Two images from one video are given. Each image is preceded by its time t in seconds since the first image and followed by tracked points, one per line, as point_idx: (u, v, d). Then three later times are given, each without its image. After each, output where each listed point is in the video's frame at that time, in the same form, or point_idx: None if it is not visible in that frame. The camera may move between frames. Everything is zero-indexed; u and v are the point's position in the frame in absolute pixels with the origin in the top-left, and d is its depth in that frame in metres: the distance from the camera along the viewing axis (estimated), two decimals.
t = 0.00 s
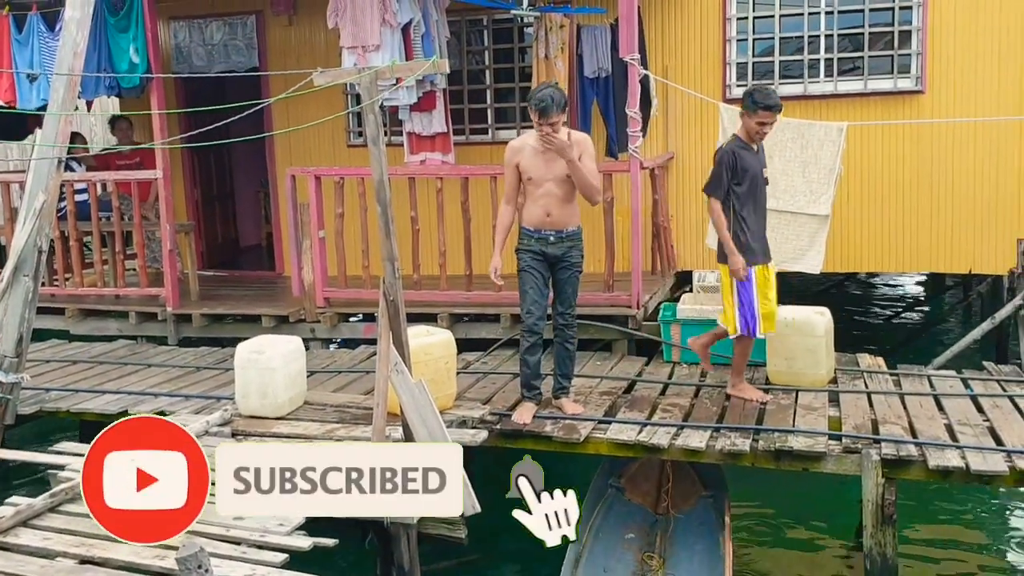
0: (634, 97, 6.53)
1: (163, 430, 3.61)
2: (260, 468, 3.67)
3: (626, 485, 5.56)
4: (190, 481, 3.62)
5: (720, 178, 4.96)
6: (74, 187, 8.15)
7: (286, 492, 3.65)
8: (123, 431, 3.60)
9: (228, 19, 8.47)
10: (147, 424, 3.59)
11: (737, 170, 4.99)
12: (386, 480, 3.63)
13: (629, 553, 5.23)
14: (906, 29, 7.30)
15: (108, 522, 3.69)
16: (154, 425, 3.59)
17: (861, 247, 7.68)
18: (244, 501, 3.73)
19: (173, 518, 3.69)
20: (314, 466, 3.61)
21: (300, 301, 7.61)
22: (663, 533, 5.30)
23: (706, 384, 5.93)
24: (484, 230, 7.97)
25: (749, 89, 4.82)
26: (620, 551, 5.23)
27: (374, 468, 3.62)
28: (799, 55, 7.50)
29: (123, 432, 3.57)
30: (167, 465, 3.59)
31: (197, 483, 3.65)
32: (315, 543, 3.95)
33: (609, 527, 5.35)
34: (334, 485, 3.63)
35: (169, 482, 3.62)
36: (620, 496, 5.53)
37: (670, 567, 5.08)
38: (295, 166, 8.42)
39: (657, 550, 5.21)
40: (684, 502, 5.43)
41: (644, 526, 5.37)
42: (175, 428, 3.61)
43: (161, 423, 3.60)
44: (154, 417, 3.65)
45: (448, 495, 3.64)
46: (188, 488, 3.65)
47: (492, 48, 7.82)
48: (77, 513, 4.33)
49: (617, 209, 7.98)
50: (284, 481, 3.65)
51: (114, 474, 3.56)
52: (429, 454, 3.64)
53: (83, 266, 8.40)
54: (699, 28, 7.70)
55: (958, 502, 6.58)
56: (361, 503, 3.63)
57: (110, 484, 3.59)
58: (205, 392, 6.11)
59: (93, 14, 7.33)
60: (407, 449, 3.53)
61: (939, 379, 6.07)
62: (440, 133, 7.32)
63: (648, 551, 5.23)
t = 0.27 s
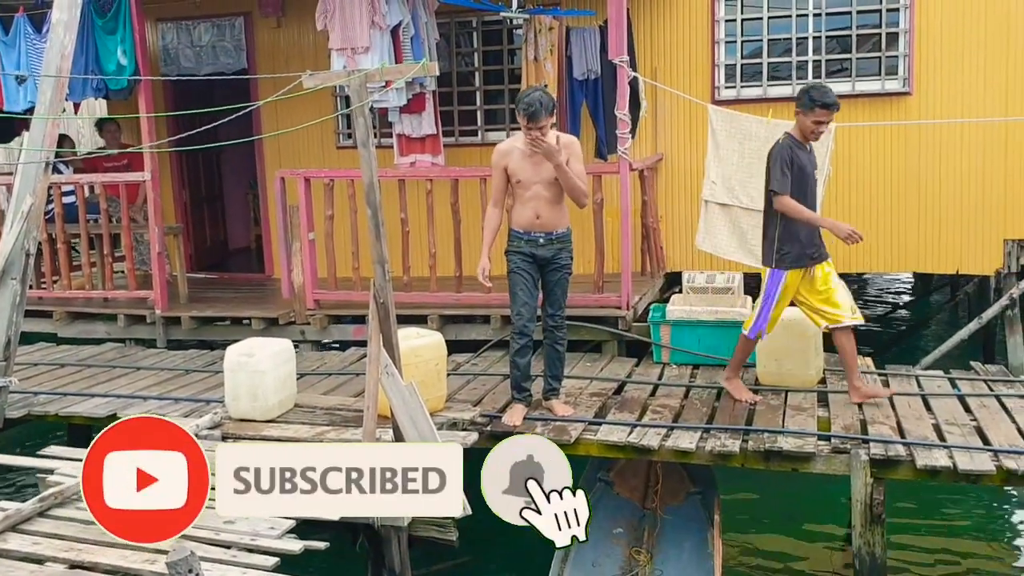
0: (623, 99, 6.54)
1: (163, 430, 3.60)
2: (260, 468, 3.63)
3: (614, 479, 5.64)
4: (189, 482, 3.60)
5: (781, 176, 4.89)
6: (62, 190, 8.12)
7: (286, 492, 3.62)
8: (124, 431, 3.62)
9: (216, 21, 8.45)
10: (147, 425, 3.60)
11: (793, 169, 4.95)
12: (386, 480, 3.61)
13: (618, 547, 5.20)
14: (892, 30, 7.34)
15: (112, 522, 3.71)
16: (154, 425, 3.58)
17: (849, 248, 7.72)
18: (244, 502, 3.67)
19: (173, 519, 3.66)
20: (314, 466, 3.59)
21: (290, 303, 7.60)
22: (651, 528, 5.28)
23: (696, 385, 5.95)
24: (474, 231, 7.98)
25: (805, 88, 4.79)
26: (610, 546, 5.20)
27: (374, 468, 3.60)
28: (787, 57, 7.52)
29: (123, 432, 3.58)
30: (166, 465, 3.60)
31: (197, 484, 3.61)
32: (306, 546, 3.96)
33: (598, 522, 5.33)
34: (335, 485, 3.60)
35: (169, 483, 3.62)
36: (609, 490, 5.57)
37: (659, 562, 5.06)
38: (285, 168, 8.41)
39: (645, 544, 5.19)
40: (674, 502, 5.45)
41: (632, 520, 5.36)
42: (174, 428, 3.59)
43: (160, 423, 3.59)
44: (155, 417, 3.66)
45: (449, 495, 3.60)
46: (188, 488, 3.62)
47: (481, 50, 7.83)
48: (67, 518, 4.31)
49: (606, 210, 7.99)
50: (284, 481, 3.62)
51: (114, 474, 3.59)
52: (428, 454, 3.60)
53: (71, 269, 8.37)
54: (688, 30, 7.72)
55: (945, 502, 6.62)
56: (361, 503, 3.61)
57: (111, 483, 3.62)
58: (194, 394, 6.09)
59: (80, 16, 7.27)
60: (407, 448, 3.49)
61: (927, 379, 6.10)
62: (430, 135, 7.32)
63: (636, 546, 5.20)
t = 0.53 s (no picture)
0: (621, 100, 6.55)
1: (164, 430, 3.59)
2: (260, 468, 3.62)
3: (612, 477, 5.64)
4: (189, 481, 3.57)
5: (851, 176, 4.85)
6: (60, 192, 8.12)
7: (286, 492, 3.63)
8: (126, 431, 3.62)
9: (213, 23, 8.46)
10: (147, 425, 3.60)
11: (863, 168, 4.88)
12: (386, 480, 3.62)
13: (616, 546, 5.22)
14: (890, 32, 7.35)
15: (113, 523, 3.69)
16: (154, 424, 3.58)
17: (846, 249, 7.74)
18: (244, 502, 3.66)
19: (173, 520, 3.62)
20: (314, 466, 3.60)
21: (289, 305, 7.60)
22: (648, 526, 5.32)
23: (695, 386, 5.96)
24: (473, 233, 7.99)
25: (876, 85, 4.78)
26: (607, 545, 5.21)
27: (374, 468, 3.61)
28: (785, 58, 7.54)
29: (124, 432, 3.59)
30: (167, 464, 3.58)
31: (196, 484, 3.58)
32: (306, 547, 3.96)
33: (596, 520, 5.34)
34: (335, 485, 3.61)
35: (169, 483, 3.60)
36: (606, 488, 5.58)
37: (656, 560, 5.09)
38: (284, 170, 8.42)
39: (643, 543, 5.21)
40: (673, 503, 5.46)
41: (630, 518, 5.38)
42: (174, 428, 3.57)
43: (161, 423, 3.59)
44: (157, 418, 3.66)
45: (448, 495, 3.61)
46: (188, 488, 3.59)
47: (479, 52, 7.84)
48: (67, 520, 4.31)
49: (604, 211, 8.00)
50: (284, 481, 3.63)
51: (114, 474, 3.58)
52: (428, 454, 3.61)
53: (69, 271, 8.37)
54: (686, 32, 7.74)
55: (943, 502, 6.65)
56: (361, 502, 3.63)
57: (112, 483, 3.61)
58: (193, 397, 6.09)
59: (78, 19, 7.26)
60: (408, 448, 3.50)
61: (924, 380, 6.12)
62: (429, 137, 7.33)
63: (634, 544, 5.22)
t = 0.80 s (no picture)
0: (621, 104, 6.57)
1: (164, 430, 3.64)
2: (260, 468, 3.69)
3: (611, 483, 5.68)
4: (189, 482, 3.64)
5: (916, 187, 4.85)
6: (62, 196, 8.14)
7: (286, 492, 3.69)
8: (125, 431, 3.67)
9: (214, 26, 8.49)
10: (148, 425, 3.65)
11: (929, 175, 4.86)
12: (386, 480, 3.67)
13: (616, 551, 5.19)
14: (889, 35, 7.37)
15: (111, 520, 3.76)
16: (154, 425, 3.63)
17: (846, 251, 7.75)
18: (244, 502, 3.73)
19: (174, 519, 3.73)
20: (314, 466, 3.66)
21: (290, 308, 7.62)
22: (647, 530, 5.32)
23: (696, 389, 5.97)
24: (474, 236, 8.00)
25: (950, 94, 4.70)
26: (607, 550, 5.18)
27: (374, 468, 3.67)
28: (784, 60, 7.56)
29: (124, 433, 3.63)
30: (166, 465, 3.63)
31: (197, 484, 3.65)
32: (309, 551, 3.96)
33: (596, 524, 5.33)
34: (335, 485, 3.67)
35: (169, 483, 3.66)
36: (605, 493, 5.60)
37: (656, 565, 5.06)
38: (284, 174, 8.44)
39: (642, 548, 5.19)
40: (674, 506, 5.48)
41: (630, 523, 5.37)
42: (174, 429, 3.62)
43: (160, 424, 3.64)
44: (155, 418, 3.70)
45: (448, 495, 3.66)
46: (188, 488, 3.67)
47: (480, 56, 7.86)
48: (70, 524, 4.32)
49: (605, 214, 8.02)
50: (284, 481, 3.69)
51: (114, 474, 3.63)
52: (428, 454, 3.66)
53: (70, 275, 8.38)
54: (686, 35, 7.76)
55: (944, 504, 6.65)
56: (361, 502, 3.69)
57: (111, 483, 3.66)
58: (195, 400, 6.11)
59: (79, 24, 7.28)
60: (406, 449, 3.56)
61: (924, 382, 6.13)
62: (429, 141, 7.34)
63: (634, 549, 5.19)
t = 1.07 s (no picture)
0: (620, 111, 6.59)
1: (164, 430, 3.74)
2: (260, 468, 3.77)
3: (609, 494, 5.66)
4: (189, 481, 3.71)
5: (1005, 192, 4.63)
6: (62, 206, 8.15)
7: (286, 492, 3.76)
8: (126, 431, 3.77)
9: (214, 36, 8.52)
10: (148, 425, 3.74)
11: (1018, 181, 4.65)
12: (386, 480, 3.72)
13: (614, 562, 5.22)
14: (887, 42, 7.40)
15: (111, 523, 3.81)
16: (154, 425, 3.72)
17: (845, 258, 7.78)
18: (244, 501, 3.84)
19: (174, 521, 3.78)
20: (314, 466, 3.72)
21: (290, 317, 7.63)
22: (645, 540, 5.34)
23: (696, 396, 5.98)
24: (473, 244, 8.02)
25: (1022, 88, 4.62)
26: (604, 560, 5.22)
27: (374, 468, 3.72)
28: (782, 68, 7.58)
29: (125, 433, 3.73)
30: (166, 465, 3.72)
31: (196, 484, 3.73)
32: (310, 559, 3.97)
33: (593, 536, 5.37)
34: (335, 485, 3.73)
35: (169, 483, 3.74)
36: (603, 506, 5.60)
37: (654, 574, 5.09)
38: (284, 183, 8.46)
39: (641, 558, 5.22)
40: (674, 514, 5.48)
41: (628, 534, 5.38)
42: (174, 429, 3.72)
43: (160, 423, 3.74)
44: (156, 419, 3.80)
45: (448, 495, 3.74)
46: (188, 488, 3.74)
47: (478, 64, 7.90)
48: (72, 533, 4.33)
49: (604, 221, 8.03)
50: (284, 481, 3.76)
51: (114, 474, 3.72)
52: (428, 455, 3.72)
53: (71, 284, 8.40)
54: (684, 42, 7.79)
55: (944, 510, 6.66)
56: (361, 502, 3.75)
57: (112, 482, 3.74)
58: (196, 409, 6.12)
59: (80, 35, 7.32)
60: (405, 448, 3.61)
61: (924, 388, 6.14)
62: (429, 149, 7.37)
63: (632, 559, 5.23)
